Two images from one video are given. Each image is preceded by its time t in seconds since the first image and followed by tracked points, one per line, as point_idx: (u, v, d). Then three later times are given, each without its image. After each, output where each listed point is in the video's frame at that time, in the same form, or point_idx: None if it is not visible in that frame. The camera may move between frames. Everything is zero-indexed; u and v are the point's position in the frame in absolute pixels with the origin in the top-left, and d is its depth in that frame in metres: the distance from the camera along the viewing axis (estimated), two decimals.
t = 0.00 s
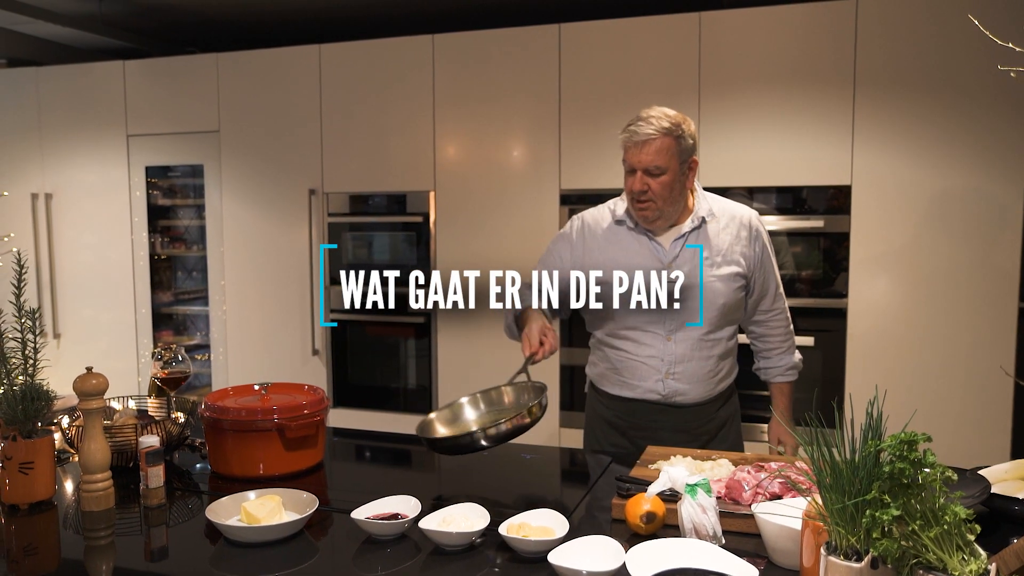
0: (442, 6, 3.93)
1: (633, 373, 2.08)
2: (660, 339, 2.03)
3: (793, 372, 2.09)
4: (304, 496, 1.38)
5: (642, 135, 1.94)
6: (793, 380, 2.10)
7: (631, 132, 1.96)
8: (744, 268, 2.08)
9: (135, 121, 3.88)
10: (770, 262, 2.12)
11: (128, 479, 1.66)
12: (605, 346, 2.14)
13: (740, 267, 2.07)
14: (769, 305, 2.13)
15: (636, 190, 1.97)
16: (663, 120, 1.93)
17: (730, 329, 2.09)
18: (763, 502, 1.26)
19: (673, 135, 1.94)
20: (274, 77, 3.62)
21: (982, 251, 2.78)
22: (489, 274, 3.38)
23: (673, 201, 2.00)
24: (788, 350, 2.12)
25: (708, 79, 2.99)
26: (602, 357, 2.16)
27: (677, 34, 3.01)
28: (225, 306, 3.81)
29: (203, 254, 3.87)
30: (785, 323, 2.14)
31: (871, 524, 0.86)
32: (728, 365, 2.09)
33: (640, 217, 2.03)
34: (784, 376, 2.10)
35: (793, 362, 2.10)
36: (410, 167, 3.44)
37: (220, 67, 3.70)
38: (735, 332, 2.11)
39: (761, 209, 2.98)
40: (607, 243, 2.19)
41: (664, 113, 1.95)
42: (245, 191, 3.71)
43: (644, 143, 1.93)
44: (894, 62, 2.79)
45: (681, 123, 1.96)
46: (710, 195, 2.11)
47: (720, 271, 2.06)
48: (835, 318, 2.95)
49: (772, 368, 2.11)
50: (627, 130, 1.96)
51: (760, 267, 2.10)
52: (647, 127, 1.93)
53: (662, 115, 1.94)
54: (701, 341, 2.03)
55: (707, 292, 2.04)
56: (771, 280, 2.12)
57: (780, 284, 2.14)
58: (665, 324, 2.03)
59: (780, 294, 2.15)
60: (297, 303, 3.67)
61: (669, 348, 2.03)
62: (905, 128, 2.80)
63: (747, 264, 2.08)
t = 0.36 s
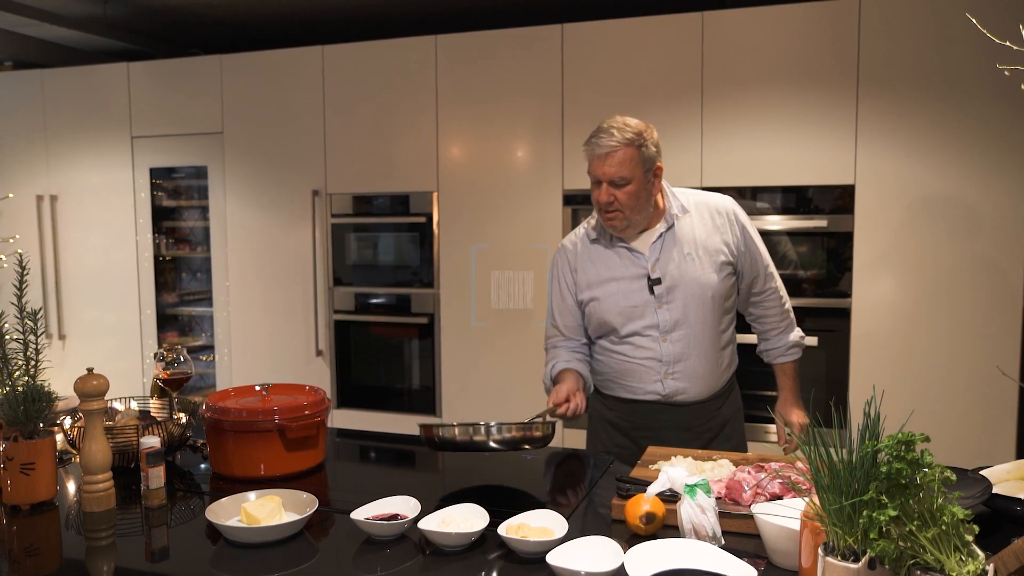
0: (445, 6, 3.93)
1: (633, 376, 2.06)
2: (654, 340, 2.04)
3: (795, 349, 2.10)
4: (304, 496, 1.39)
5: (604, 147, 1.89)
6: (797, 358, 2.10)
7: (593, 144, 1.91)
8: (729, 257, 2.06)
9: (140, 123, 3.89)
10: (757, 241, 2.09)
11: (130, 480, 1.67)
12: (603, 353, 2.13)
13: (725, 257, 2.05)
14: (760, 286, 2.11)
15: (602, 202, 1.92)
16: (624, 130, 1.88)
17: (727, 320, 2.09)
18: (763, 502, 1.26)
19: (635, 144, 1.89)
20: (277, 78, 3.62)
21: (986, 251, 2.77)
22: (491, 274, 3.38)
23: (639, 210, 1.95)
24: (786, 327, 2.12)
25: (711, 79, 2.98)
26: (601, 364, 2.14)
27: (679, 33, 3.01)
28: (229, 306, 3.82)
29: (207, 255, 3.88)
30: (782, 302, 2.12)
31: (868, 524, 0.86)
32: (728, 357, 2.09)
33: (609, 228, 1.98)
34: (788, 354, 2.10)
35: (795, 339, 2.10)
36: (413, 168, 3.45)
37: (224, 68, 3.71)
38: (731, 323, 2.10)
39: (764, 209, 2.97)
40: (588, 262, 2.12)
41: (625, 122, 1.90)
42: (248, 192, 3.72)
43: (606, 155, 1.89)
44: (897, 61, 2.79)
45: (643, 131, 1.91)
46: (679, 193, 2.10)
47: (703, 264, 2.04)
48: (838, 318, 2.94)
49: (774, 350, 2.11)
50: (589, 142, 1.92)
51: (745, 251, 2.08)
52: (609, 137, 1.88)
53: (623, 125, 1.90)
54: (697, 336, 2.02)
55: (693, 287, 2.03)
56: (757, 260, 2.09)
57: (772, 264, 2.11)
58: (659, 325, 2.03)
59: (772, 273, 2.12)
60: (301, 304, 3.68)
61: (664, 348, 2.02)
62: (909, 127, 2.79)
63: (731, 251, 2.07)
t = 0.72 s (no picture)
0: (449, 7, 3.94)
1: (629, 375, 2.06)
2: (652, 342, 2.03)
3: (789, 368, 2.11)
4: (304, 497, 1.39)
5: (618, 148, 1.88)
6: (789, 377, 2.11)
7: (606, 144, 1.91)
8: (735, 267, 2.06)
9: (144, 125, 3.90)
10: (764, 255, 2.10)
11: (131, 481, 1.67)
12: (600, 350, 2.13)
13: (732, 266, 2.05)
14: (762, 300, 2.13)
15: (618, 203, 1.91)
16: (638, 130, 1.88)
17: (726, 328, 2.09)
18: (762, 502, 1.25)
19: (649, 144, 1.89)
20: (281, 79, 3.63)
21: (989, 250, 2.76)
22: (495, 275, 3.38)
23: (655, 209, 1.95)
24: (783, 345, 2.13)
25: (713, 79, 2.98)
26: (597, 362, 2.14)
27: (682, 33, 3.01)
28: (232, 307, 3.83)
29: (211, 257, 3.88)
30: (780, 319, 2.14)
31: (864, 524, 0.86)
32: (725, 364, 2.09)
33: (624, 228, 1.97)
34: (781, 373, 2.11)
35: (789, 358, 2.12)
36: (416, 168, 3.45)
37: (228, 70, 3.72)
38: (731, 331, 2.10)
39: (767, 209, 2.96)
40: (595, 257, 2.11)
41: (638, 122, 1.89)
42: (252, 193, 3.73)
43: (620, 156, 1.88)
44: (899, 60, 2.78)
45: (657, 130, 1.91)
46: (693, 197, 2.09)
47: (709, 271, 2.03)
48: (841, 317, 2.94)
49: (767, 367, 2.12)
50: (602, 143, 1.92)
51: (751, 264, 2.09)
52: (623, 138, 1.88)
53: (637, 125, 1.89)
54: (697, 341, 2.02)
55: (697, 293, 2.02)
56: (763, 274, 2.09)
57: (774, 279, 2.13)
58: (659, 327, 2.03)
59: (773, 289, 2.14)
60: (304, 304, 3.69)
61: (662, 350, 2.02)
62: (912, 126, 2.78)
63: (738, 261, 2.07)
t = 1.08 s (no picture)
0: (452, 9, 3.96)
1: (623, 375, 2.07)
2: (647, 341, 2.04)
3: (785, 373, 2.10)
4: (306, 497, 1.40)
5: (621, 152, 1.88)
6: (785, 382, 2.11)
7: (610, 148, 1.91)
8: (734, 270, 2.06)
9: (149, 127, 3.92)
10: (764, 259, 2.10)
11: (134, 481, 1.68)
12: (596, 348, 2.14)
13: (730, 269, 2.04)
14: (760, 304, 2.12)
15: (622, 207, 1.91)
16: (642, 133, 1.88)
17: (722, 330, 2.08)
18: (762, 502, 1.26)
19: (652, 148, 1.88)
20: (285, 81, 3.64)
21: (993, 250, 2.76)
22: (498, 276, 3.38)
23: (660, 212, 1.95)
24: (780, 349, 2.11)
25: (715, 79, 2.98)
26: (593, 360, 2.16)
27: (684, 34, 3.01)
28: (237, 308, 3.84)
29: (216, 258, 3.90)
30: (778, 323, 2.13)
31: (860, 523, 0.86)
32: (720, 367, 2.09)
33: (630, 232, 1.97)
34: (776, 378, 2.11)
35: (786, 363, 2.11)
36: (419, 169, 3.46)
37: (232, 72, 3.73)
38: (728, 333, 2.10)
39: (769, 209, 2.96)
40: (595, 255, 2.12)
41: (642, 125, 1.89)
42: (257, 194, 3.74)
43: (625, 161, 1.88)
44: (902, 60, 2.78)
45: (660, 134, 1.90)
46: (695, 198, 2.08)
47: (707, 274, 2.03)
48: (844, 317, 2.93)
49: (764, 371, 2.11)
50: (606, 147, 1.91)
51: (750, 267, 2.08)
52: (627, 142, 1.87)
53: (640, 128, 1.89)
54: (691, 342, 2.02)
55: (694, 295, 2.02)
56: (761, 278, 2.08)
57: (773, 283, 2.12)
58: (654, 327, 2.03)
59: (772, 293, 2.13)
60: (308, 305, 3.70)
61: (656, 351, 2.03)
62: (915, 125, 2.78)
63: (737, 264, 2.06)
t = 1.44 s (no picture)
0: (456, 11, 3.97)
1: (628, 377, 2.07)
2: (649, 343, 2.04)
3: (788, 362, 2.10)
4: (307, 496, 1.41)
5: (609, 159, 1.87)
6: (787, 371, 2.10)
7: (597, 155, 1.90)
8: (730, 267, 2.07)
9: (155, 130, 3.94)
10: (758, 252, 2.11)
11: (138, 482, 1.69)
12: (598, 353, 2.14)
13: (726, 266, 2.06)
14: (758, 296, 2.13)
15: (613, 213, 1.91)
16: (628, 139, 1.87)
17: (722, 327, 2.09)
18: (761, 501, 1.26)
19: (641, 153, 1.87)
20: (289, 84, 3.66)
21: (996, 249, 2.75)
22: (501, 276, 3.39)
23: (652, 214, 1.95)
24: (781, 339, 2.12)
25: (718, 79, 2.98)
26: (595, 364, 2.16)
27: (687, 34, 3.01)
28: (242, 310, 3.86)
29: (221, 260, 3.91)
30: (777, 314, 2.13)
31: (857, 521, 0.87)
32: (723, 363, 2.10)
33: (621, 235, 1.98)
34: (777, 367, 2.10)
35: (788, 352, 2.11)
36: (423, 171, 3.47)
37: (236, 75, 3.75)
38: (728, 330, 2.11)
39: (772, 209, 2.96)
40: (591, 261, 2.12)
41: (628, 131, 1.88)
42: (261, 197, 3.76)
43: (613, 167, 1.87)
44: (905, 59, 2.77)
45: (648, 138, 1.89)
46: (686, 197, 2.08)
47: (703, 271, 2.04)
48: (847, 317, 2.93)
49: (766, 361, 2.11)
50: (594, 154, 1.90)
51: (745, 261, 2.09)
52: (614, 149, 1.86)
53: (627, 133, 1.88)
54: (693, 341, 2.03)
55: (692, 294, 2.03)
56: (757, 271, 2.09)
57: (769, 275, 2.13)
58: (656, 328, 2.03)
59: (769, 285, 2.14)
60: (313, 307, 3.71)
61: (659, 351, 2.03)
62: (917, 124, 2.78)
63: (732, 260, 2.07)
